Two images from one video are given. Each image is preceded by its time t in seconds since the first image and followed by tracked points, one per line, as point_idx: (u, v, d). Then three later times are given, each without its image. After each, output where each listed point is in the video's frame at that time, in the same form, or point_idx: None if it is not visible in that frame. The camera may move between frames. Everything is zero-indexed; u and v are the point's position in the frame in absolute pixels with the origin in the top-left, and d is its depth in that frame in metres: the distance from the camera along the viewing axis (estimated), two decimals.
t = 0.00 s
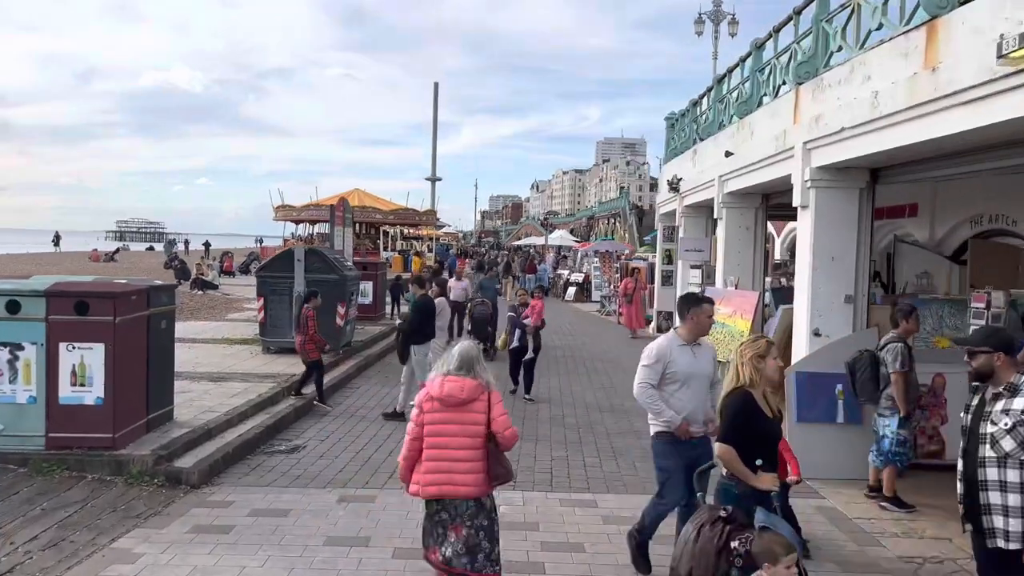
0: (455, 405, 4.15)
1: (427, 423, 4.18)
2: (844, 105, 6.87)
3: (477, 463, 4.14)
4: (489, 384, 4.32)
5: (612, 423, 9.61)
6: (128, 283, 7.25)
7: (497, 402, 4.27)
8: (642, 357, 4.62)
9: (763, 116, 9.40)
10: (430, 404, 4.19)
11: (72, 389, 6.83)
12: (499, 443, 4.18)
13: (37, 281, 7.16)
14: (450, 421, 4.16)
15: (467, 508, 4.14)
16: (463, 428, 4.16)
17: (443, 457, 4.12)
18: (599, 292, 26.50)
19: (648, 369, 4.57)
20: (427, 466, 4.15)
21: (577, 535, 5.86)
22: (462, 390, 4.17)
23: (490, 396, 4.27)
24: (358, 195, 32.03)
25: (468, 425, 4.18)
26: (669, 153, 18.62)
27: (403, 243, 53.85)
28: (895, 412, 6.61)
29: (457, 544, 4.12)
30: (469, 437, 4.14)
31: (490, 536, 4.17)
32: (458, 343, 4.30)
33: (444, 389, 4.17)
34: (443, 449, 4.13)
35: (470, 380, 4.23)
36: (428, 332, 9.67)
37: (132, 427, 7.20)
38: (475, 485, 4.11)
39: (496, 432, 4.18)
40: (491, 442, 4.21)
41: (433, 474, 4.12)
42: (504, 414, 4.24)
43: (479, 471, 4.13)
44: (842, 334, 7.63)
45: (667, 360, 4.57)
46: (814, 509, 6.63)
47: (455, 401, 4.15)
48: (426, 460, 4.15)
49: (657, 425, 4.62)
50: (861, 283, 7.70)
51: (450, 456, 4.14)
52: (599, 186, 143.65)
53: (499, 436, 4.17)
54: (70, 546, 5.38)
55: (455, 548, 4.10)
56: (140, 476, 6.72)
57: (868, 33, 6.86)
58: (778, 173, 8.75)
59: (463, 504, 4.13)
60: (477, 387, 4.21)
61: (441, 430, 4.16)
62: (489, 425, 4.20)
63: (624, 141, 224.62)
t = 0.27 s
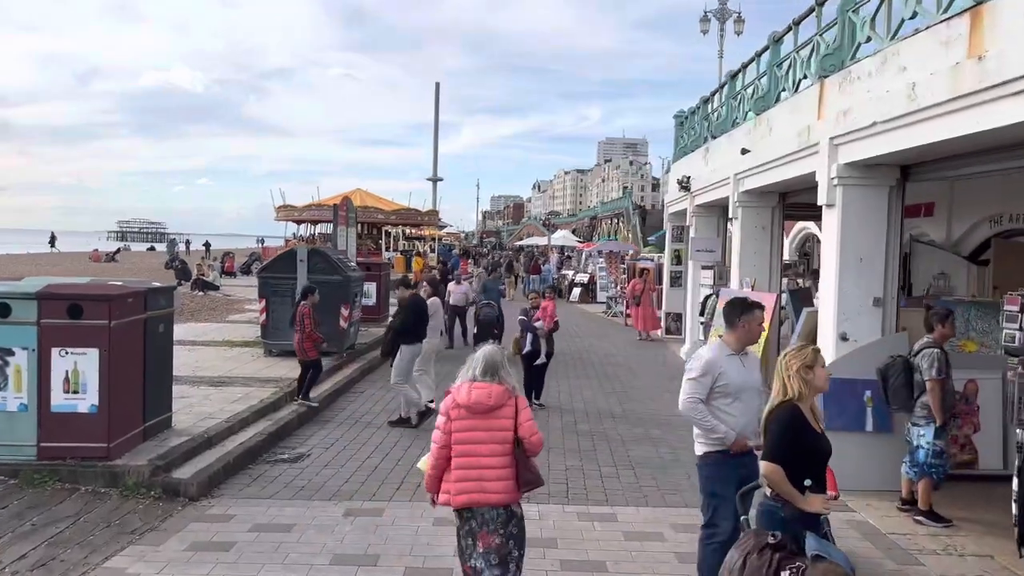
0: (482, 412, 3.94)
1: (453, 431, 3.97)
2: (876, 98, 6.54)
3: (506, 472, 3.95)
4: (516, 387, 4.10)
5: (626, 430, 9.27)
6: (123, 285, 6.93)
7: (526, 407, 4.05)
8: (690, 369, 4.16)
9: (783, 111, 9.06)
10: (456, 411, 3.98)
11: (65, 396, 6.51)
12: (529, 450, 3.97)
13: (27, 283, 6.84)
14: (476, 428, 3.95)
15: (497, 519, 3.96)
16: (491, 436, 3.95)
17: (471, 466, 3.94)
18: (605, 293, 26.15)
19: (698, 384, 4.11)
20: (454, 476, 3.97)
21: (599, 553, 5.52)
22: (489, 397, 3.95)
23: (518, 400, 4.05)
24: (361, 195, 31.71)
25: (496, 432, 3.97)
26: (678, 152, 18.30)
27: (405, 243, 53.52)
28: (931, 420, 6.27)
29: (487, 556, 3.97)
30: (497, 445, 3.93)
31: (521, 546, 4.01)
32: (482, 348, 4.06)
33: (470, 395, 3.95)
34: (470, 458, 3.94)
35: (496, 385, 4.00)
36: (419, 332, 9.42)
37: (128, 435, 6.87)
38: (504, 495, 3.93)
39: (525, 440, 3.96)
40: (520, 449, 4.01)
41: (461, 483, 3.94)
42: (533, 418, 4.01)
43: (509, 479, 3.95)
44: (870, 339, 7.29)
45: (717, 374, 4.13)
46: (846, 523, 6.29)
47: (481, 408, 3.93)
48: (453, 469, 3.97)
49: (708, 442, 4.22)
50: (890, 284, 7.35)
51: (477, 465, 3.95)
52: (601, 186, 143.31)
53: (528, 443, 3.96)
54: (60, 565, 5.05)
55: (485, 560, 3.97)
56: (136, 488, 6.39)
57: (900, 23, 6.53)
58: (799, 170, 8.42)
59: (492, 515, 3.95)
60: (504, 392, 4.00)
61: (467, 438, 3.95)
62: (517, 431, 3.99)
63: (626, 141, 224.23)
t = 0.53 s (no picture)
0: (512, 394, 4.13)
1: (485, 412, 4.19)
2: (914, 80, 6.22)
3: (534, 453, 4.10)
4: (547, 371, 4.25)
5: (644, 428, 8.96)
6: (123, 276, 6.62)
7: (555, 390, 4.20)
8: (754, 364, 3.82)
9: (808, 99, 8.74)
10: (488, 394, 4.19)
11: (62, 392, 6.20)
12: (557, 432, 4.12)
13: (23, 274, 6.54)
14: (506, 409, 4.14)
15: (525, 499, 4.10)
16: (521, 418, 4.13)
17: (501, 447, 4.11)
18: (611, 291, 25.83)
19: (767, 379, 3.79)
20: (484, 456, 4.15)
21: (627, 559, 5.20)
22: (519, 379, 4.14)
23: (548, 384, 4.22)
24: (365, 194, 31.46)
25: (526, 413, 4.14)
26: (688, 147, 17.96)
27: (409, 243, 53.23)
28: (973, 418, 5.95)
29: (513, 536, 4.08)
30: (526, 426, 4.11)
31: (545, 526, 4.14)
32: (512, 332, 4.26)
33: (500, 377, 4.15)
34: (500, 438, 4.13)
35: (526, 368, 4.18)
36: (418, 328, 8.89)
37: (128, 433, 6.57)
38: (533, 475, 4.08)
39: (553, 421, 4.12)
40: (550, 431, 4.16)
41: (491, 463, 4.12)
42: (563, 402, 4.16)
43: (537, 462, 4.10)
44: (904, 333, 6.96)
45: (785, 367, 3.82)
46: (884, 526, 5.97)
47: (512, 391, 4.13)
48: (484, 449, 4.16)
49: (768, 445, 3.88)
50: (925, 275, 7.00)
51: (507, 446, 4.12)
52: (603, 186, 143.06)
53: (557, 426, 4.11)
54: (56, 571, 4.74)
55: (511, 540, 4.07)
56: (137, 489, 6.08)
57: None
58: (826, 158, 8.10)
59: (521, 495, 4.09)
60: (534, 375, 4.17)
61: (497, 419, 4.15)
62: (547, 414, 4.14)
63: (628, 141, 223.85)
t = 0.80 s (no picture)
0: (545, 401, 3.90)
1: (520, 417, 3.99)
2: (949, 71, 5.91)
3: (567, 465, 3.89)
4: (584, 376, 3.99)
5: (658, 436, 8.63)
6: (117, 278, 6.31)
7: (592, 399, 3.94)
8: (815, 378, 3.61)
9: (828, 93, 8.42)
10: (522, 399, 3.98)
11: (52, 400, 5.89)
12: (591, 444, 3.88)
13: (12, 275, 6.23)
14: (540, 417, 3.93)
15: (557, 512, 3.92)
16: (555, 427, 3.91)
17: (533, 456, 3.92)
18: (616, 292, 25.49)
19: (830, 394, 3.59)
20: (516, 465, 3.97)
21: None
22: (553, 386, 3.90)
23: (584, 392, 3.96)
24: (366, 193, 31.13)
25: (559, 422, 3.91)
26: (697, 145, 17.62)
27: (410, 243, 52.89)
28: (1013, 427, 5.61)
29: (545, 548, 3.92)
30: (559, 436, 3.89)
31: (578, 540, 3.98)
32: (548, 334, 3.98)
33: (534, 383, 3.92)
34: (533, 447, 3.93)
35: (561, 374, 3.94)
36: (404, 332, 8.38)
37: (122, 443, 6.25)
38: (565, 488, 3.89)
39: (588, 433, 3.87)
40: (584, 442, 3.93)
41: (522, 472, 3.93)
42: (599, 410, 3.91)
43: (571, 473, 3.89)
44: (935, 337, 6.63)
45: (847, 383, 3.64)
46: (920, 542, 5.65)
47: (546, 398, 3.90)
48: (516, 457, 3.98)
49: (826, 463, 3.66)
50: (958, 277, 6.68)
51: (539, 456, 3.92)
52: (605, 186, 142.67)
53: (592, 438, 3.87)
54: None
55: (542, 553, 3.91)
56: (131, 502, 5.77)
57: None
58: (850, 154, 7.77)
59: (552, 507, 3.91)
60: (569, 382, 3.92)
61: (530, 426, 3.95)
62: (582, 423, 3.90)
63: (630, 141, 223.52)
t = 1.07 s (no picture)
0: (587, 380, 4.10)
1: (558, 398, 4.16)
2: (989, 46, 5.56)
3: (610, 443, 4.09)
4: (625, 358, 4.20)
5: (673, 434, 8.30)
6: (107, 267, 5.97)
7: (633, 378, 4.15)
8: (871, 370, 3.31)
9: (852, 77, 8.07)
10: (561, 379, 4.16)
11: (37, 396, 5.55)
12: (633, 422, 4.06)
13: None
14: (581, 397, 4.12)
15: (601, 490, 4.11)
16: (597, 407, 4.09)
17: (576, 434, 4.12)
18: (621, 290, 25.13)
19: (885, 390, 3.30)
20: (558, 443, 4.16)
21: None
22: (594, 365, 4.10)
23: (625, 372, 4.16)
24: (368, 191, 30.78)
25: (601, 402, 4.11)
26: (706, 139, 17.27)
27: (412, 241, 52.54)
28: None
29: (591, 529, 4.11)
30: (602, 415, 4.08)
31: (625, 525, 4.12)
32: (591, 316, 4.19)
33: (575, 363, 4.12)
34: (575, 426, 4.12)
35: (604, 354, 4.14)
36: (392, 325, 8.00)
37: (112, 441, 5.92)
38: (608, 466, 4.08)
39: (631, 412, 4.06)
40: (627, 421, 4.12)
41: (566, 450, 4.14)
42: (640, 391, 4.11)
43: (612, 452, 4.09)
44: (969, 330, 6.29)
45: (904, 377, 3.34)
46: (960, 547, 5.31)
47: (590, 378, 4.09)
48: (557, 436, 4.17)
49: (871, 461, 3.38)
50: (993, 266, 6.32)
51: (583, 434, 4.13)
52: (607, 185, 142.27)
53: (634, 417, 4.06)
54: None
55: (588, 534, 4.09)
56: (120, 503, 5.44)
57: None
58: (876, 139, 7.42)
59: (596, 484, 4.11)
60: (610, 362, 4.12)
61: (571, 405, 4.13)
62: (623, 403, 4.10)
63: (631, 140, 223.17)
